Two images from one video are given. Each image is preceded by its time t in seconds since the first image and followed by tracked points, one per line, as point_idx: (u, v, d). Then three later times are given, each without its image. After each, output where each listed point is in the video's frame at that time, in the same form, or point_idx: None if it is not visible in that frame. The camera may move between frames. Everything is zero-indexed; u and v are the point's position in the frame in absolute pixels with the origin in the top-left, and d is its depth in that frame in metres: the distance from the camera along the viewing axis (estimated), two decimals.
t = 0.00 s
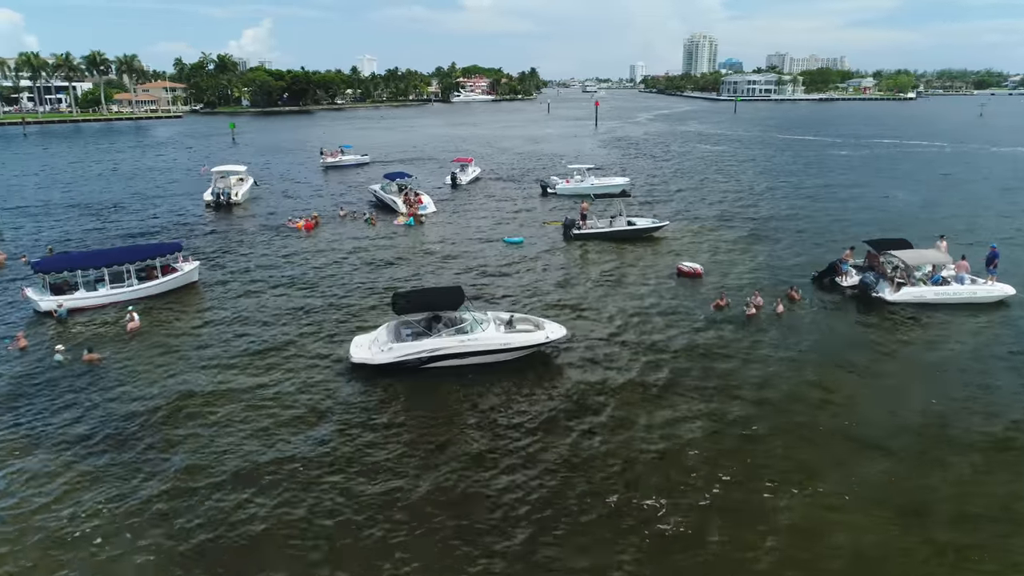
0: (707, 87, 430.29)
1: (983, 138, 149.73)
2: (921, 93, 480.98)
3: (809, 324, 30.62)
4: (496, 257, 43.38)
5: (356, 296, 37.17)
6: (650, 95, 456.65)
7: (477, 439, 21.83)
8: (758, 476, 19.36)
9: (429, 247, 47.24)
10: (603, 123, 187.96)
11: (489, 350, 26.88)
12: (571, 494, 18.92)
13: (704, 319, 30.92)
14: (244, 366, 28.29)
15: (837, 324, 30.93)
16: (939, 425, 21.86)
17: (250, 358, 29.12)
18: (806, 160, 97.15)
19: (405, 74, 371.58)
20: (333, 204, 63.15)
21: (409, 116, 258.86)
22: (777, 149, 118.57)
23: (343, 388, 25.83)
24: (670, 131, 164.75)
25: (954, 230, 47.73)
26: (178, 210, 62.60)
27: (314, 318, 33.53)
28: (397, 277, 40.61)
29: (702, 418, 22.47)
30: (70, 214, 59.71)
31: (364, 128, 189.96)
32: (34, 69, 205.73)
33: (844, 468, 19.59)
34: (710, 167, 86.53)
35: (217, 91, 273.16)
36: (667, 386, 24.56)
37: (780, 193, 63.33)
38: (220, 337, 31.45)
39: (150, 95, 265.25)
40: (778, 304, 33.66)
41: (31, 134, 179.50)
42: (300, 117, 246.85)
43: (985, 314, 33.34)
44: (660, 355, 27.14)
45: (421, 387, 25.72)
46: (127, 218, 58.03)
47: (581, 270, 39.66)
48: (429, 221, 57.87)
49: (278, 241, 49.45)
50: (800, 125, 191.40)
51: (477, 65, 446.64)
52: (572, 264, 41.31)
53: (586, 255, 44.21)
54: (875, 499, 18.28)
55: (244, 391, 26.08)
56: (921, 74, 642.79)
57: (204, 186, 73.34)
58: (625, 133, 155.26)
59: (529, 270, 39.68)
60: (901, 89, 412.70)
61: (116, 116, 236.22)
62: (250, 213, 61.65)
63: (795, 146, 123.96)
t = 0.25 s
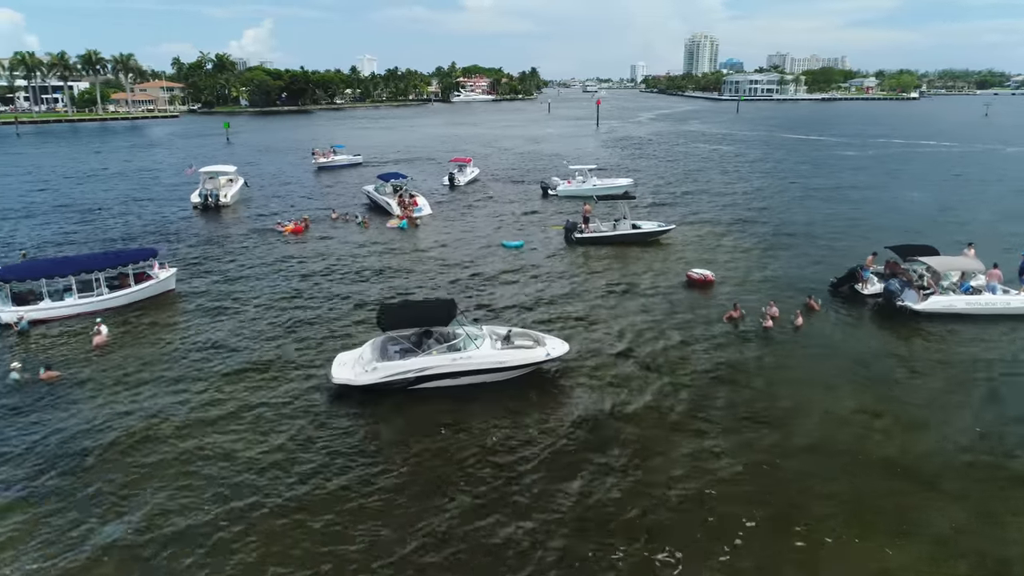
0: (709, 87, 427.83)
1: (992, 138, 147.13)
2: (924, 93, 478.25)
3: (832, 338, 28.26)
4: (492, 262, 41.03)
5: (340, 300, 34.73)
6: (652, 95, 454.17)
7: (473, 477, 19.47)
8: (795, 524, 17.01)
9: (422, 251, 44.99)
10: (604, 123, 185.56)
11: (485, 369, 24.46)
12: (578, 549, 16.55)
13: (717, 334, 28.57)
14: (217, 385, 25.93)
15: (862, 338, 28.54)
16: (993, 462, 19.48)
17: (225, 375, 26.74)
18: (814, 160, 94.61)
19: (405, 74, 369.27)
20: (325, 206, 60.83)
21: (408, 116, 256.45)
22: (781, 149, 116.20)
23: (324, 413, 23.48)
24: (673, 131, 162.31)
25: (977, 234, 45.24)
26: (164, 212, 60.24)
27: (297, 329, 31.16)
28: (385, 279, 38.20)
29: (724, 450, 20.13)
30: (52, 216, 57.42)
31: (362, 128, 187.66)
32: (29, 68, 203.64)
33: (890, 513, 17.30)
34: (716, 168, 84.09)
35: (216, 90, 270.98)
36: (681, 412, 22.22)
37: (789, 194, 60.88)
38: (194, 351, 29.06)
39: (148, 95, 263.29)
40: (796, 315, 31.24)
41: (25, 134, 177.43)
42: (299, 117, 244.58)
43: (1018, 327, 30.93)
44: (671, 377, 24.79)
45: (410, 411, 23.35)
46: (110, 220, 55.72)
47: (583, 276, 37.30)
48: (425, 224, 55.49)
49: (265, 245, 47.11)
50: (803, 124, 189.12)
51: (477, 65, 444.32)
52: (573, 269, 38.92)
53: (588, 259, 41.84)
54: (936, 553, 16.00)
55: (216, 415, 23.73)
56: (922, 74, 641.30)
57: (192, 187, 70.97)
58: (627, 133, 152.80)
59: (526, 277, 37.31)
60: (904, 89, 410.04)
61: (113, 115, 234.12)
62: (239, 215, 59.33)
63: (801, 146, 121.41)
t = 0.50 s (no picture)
0: (710, 87, 425.11)
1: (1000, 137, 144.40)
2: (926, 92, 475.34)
3: (862, 357, 25.57)
4: (488, 270, 38.34)
5: (324, 313, 31.94)
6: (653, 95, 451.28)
7: (472, 530, 16.92)
8: None
9: (415, 258, 42.23)
10: (606, 123, 182.74)
11: (477, 396, 21.63)
12: None
13: (736, 353, 25.88)
14: (177, 412, 23.19)
15: (896, 357, 25.87)
16: None
17: (188, 399, 23.98)
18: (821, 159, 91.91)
19: (404, 74, 366.43)
20: (315, 208, 58.13)
21: (407, 115, 253.60)
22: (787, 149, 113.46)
23: (296, 447, 20.78)
24: (675, 130, 159.53)
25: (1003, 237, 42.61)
26: (146, 214, 57.50)
27: (273, 345, 28.44)
28: (374, 290, 35.41)
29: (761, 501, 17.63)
30: (27, 220, 54.73)
31: (359, 128, 184.84)
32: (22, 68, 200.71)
33: None
34: (721, 167, 81.39)
35: (212, 90, 268.14)
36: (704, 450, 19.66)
37: (800, 195, 58.22)
38: (156, 370, 26.29)
39: (144, 95, 260.57)
40: (819, 330, 28.61)
41: (16, 134, 174.55)
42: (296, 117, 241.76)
43: None
44: (689, 407, 22.09)
45: (392, 446, 20.57)
46: (88, 224, 53.02)
47: (586, 286, 34.62)
48: (418, 227, 52.84)
49: (248, 251, 44.42)
50: (807, 124, 186.40)
51: (477, 64, 441.41)
52: (575, 278, 36.21)
53: (592, 266, 39.14)
54: None
55: (172, 449, 21.01)
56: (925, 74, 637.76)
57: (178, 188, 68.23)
58: (629, 132, 149.96)
59: (525, 287, 34.61)
60: (907, 88, 407.18)
61: (108, 115, 231.28)
62: (224, 218, 56.64)
63: (806, 145, 118.68)
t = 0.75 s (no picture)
0: (711, 86, 422.99)
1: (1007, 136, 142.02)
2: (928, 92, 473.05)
3: (892, 377, 23.24)
4: (483, 279, 35.97)
5: (302, 324, 29.48)
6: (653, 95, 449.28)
7: None
8: None
9: (405, 265, 39.85)
10: (606, 123, 180.36)
11: (465, 426, 19.19)
12: None
13: (753, 374, 23.48)
14: (133, 439, 20.84)
15: (929, 376, 23.52)
16: None
17: (146, 424, 21.64)
18: (827, 160, 89.55)
19: (404, 74, 364.15)
20: (304, 211, 55.77)
21: (406, 115, 251.85)
22: (792, 149, 111.13)
23: (262, 483, 18.49)
24: (677, 129, 157.18)
25: None
26: (128, 217, 55.12)
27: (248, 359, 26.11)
28: (357, 298, 32.94)
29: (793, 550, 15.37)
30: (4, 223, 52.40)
31: (357, 128, 182.69)
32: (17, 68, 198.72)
33: None
34: (725, 168, 79.04)
35: (209, 90, 266.32)
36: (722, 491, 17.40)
37: (809, 197, 55.90)
38: (113, 391, 23.86)
39: (141, 95, 258.94)
40: (841, 345, 26.29)
41: (10, 134, 172.57)
42: (294, 117, 239.85)
43: None
44: (703, 440, 19.69)
45: (369, 485, 18.18)
46: (67, 227, 50.75)
47: (587, 296, 32.22)
48: (411, 231, 50.50)
49: (230, 255, 42.08)
50: (810, 124, 184.12)
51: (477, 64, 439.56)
52: (575, 287, 33.82)
53: (592, 273, 36.76)
54: None
55: (123, 485, 18.70)
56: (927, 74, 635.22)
57: (163, 190, 65.85)
58: (629, 132, 147.90)
59: (521, 298, 32.24)
60: (909, 88, 405.19)
61: (104, 115, 229.42)
62: (209, 221, 54.31)
63: (810, 145, 116.39)
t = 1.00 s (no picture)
0: (711, 86, 420.27)
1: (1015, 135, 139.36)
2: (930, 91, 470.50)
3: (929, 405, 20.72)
4: (474, 288, 33.36)
5: (271, 341, 26.82)
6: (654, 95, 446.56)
7: None
8: None
9: (390, 272, 37.23)
10: (606, 122, 177.64)
11: (445, 468, 16.62)
12: None
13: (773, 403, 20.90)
14: (71, 479, 18.28)
15: (970, 403, 21.01)
16: None
17: (88, 460, 19.07)
18: (834, 160, 86.97)
19: (402, 73, 361.26)
20: (289, 213, 53.11)
21: (403, 115, 249.14)
22: (796, 149, 108.53)
23: (211, 535, 15.94)
24: (678, 128, 154.47)
25: None
26: (103, 220, 52.37)
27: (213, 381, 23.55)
28: (335, 311, 30.31)
29: None
30: None
31: (353, 128, 180.00)
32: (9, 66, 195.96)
33: None
34: (729, 168, 76.44)
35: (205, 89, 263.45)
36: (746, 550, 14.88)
37: (818, 198, 53.35)
38: (58, 419, 21.30)
39: (136, 95, 256.23)
40: (867, 364, 23.75)
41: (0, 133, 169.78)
42: (290, 116, 237.16)
43: None
44: (722, 487, 17.14)
45: (334, 538, 15.64)
46: (39, 231, 48.13)
47: (586, 308, 29.61)
48: (401, 234, 47.94)
49: (207, 261, 39.52)
50: (813, 123, 181.55)
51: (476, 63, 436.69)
52: (573, 298, 31.20)
53: (592, 282, 34.12)
54: None
55: (51, 537, 16.12)
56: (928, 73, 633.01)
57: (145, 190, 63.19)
58: (629, 132, 145.28)
59: (514, 311, 29.61)
60: (911, 88, 402.49)
61: (98, 114, 226.52)
62: (190, 224, 51.71)
63: (815, 145, 113.78)
